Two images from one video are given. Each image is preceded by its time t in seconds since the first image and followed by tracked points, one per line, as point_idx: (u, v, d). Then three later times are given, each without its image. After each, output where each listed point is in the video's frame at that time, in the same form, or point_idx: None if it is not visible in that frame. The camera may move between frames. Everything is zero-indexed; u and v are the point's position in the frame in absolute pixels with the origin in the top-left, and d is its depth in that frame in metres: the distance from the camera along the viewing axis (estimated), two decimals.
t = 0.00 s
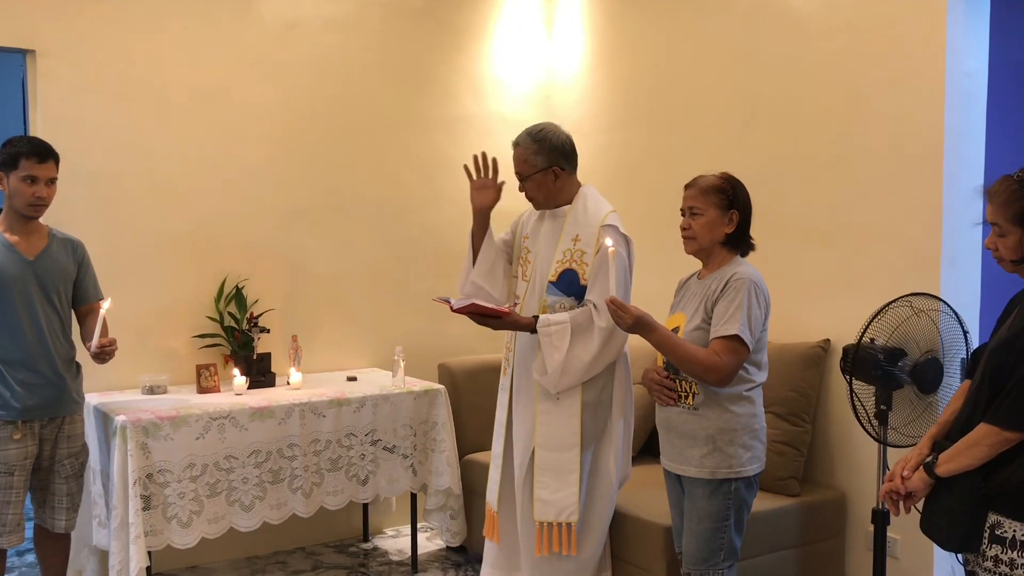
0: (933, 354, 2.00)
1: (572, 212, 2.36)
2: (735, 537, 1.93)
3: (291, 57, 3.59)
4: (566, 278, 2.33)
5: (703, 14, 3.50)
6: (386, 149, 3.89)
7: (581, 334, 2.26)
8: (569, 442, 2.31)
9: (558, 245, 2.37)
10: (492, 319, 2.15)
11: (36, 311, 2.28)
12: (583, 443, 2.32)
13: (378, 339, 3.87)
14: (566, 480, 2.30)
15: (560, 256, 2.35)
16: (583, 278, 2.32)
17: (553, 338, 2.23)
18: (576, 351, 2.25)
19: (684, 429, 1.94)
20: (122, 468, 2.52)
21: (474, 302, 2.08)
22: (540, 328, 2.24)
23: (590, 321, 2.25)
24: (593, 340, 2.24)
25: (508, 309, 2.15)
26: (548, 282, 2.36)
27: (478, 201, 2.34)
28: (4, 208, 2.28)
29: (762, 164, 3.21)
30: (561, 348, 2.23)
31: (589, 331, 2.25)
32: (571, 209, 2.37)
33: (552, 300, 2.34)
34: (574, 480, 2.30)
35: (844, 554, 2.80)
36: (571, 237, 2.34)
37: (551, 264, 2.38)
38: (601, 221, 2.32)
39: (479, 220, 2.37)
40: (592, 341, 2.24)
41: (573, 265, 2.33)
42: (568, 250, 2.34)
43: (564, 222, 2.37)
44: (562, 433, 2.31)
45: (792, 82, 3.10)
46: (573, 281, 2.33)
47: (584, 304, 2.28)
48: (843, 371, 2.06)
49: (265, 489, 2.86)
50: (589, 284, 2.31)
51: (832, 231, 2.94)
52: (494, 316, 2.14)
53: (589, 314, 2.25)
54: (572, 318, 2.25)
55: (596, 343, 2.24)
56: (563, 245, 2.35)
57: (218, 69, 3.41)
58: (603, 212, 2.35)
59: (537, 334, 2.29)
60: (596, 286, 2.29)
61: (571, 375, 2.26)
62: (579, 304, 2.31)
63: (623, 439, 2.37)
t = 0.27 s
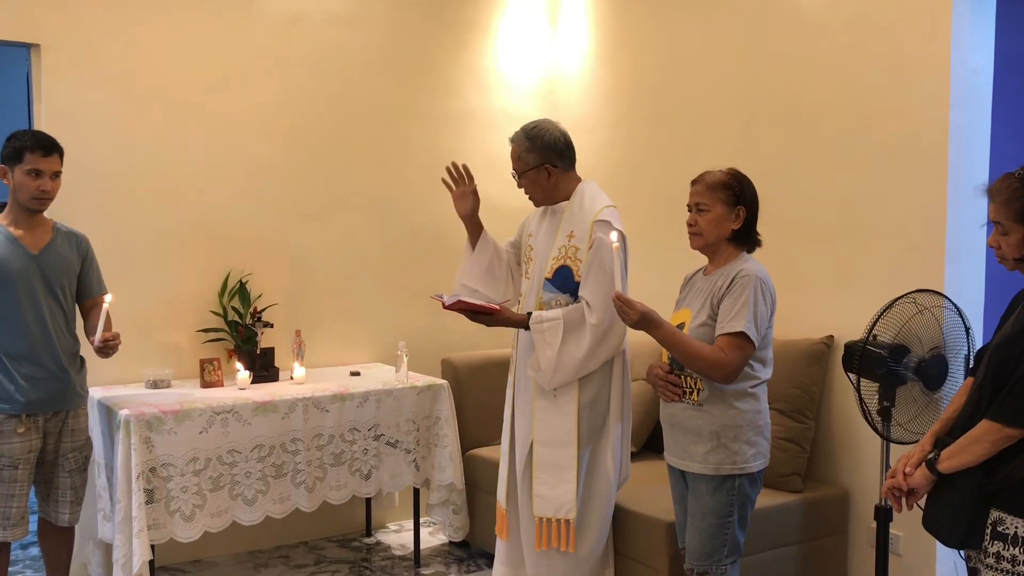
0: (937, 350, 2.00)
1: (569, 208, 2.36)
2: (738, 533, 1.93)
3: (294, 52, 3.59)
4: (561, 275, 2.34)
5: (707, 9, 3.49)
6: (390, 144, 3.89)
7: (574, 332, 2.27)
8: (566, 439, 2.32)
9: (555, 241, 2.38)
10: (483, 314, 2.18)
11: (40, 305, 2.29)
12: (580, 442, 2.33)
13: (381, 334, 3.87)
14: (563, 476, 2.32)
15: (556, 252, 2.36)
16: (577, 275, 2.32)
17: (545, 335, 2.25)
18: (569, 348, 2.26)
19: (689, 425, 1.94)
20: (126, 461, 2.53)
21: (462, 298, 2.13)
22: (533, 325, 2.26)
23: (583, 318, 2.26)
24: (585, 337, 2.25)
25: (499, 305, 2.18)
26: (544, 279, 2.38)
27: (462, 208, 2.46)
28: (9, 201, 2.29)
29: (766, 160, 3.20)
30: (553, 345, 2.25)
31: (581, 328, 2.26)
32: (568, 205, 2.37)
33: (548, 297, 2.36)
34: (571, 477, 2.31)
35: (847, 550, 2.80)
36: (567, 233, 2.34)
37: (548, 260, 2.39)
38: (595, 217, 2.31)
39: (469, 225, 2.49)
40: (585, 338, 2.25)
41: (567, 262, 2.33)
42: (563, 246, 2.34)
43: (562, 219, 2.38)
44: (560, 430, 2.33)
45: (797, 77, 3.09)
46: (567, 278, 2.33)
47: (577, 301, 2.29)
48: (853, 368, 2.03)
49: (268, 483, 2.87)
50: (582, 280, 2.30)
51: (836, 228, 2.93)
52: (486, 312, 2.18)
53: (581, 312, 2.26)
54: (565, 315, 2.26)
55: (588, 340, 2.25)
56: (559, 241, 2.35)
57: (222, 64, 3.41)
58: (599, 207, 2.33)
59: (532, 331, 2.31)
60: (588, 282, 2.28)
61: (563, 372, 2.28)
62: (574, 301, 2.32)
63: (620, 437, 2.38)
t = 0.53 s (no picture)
0: (949, 348, 1.98)
1: (566, 205, 2.37)
2: (750, 532, 1.92)
3: (305, 50, 3.60)
4: (559, 270, 2.35)
5: (718, 6, 3.47)
6: (400, 141, 3.89)
7: (572, 325, 2.27)
8: (570, 434, 2.34)
9: (553, 237, 2.39)
10: (482, 310, 2.13)
11: (53, 302, 2.30)
12: (585, 439, 2.35)
13: (391, 332, 3.87)
14: (569, 471, 2.33)
15: (554, 248, 2.37)
16: (576, 268, 2.31)
17: (545, 328, 2.25)
18: (568, 341, 2.26)
19: (702, 424, 1.94)
20: (138, 458, 2.54)
21: (461, 292, 2.08)
22: (532, 320, 2.27)
23: (582, 311, 2.26)
24: (584, 329, 2.25)
25: (497, 300, 2.14)
26: (543, 275, 2.39)
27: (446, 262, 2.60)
28: (22, 198, 2.30)
29: (777, 157, 3.18)
30: (552, 338, 2.25)
31: (579, 321, 2.26)
32: (565, 201, 2.37)
33: (547, 292, 2.37)
34: (576, 471, 2.33)
35: (858, 549, 2.78)
36: (564, 229, 2.35)
37: (547, 257, 2.40)
38: (592, 210, 2.30)
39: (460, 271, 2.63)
40: (583, 330, 2.25)
41: (565, 257, 2.34)
42: (561, 242, 2.35)
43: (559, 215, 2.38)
44: (564, 426, 2.34)
45: (808, 74, 3.07)
46: (566, 272, 2.34)
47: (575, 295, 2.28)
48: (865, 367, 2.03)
49: (278, 480, 2.87)
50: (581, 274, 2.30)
51: (848, 225, 2.91)
52: (483, 306, 2.12)
53: (579, 305, 2.26)
54: (563, 308, 2.26)
55: (586, 333, 2.24)
56: (557, 237, 2.36)
57: (233, 62, 3.42)
58: (595, 200, 2.33)
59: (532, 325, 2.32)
60: (586, 275, 2.27)
61: (563, 364, 2.28)
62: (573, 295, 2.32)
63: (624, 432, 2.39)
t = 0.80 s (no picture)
0: (964, 348, 1.96)
1: (557, 201, 2.38)
2: (761, 531, 1.90)
3: (315, 49, 3.60)
4: (555, 264, 2.35)
5: (729, 2, 3.45)
6: (411, 140, 3.88)
7: (571, 316, 2.27)
8: (571, 425, 2.35)
9: (547, 233, 2.39)
10: (482, 304, 2.21)
11: (65, 302, 2.31)
12: (586, 430, 2.36)
13: (403, 331, 3.87)
14: (571, 463, 2.34)
15: (549, 243, 2.37)
16: (572, 261, 2.32)
17: (544, 319, 2.25)
18: (567, 332, 2.27)
19: (716, 422, 1.93)
20: (150, 456, 2.55)
21: (461, 287, 2.18)
22: (530, 312, 2.26)
23: (579, 302, 2.27)
24: (583, 319, 2.25)
25: (497, 294, 2.21)
26: (540, 270, 2.39)
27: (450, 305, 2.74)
28: (34, 199, 2.31)
29: (790, 154, 3.16)
30: (552, 329, 2.24)
31: (578, 311, 2.27)
32: (557, 197, 2.39)
33: (545, 286, 2.36)
34: (579, 463, 2.34)
35: (873, 549, 2.76)
36: (557, 223, 2.35)
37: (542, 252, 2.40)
38: (584, 203, 2.34)
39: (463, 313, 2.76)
40: (582, 320, 2.25)
41: (561, 250, 2.34)
42: (556, 236, 2.35)
43: (551, 210, 2.39)
44: (564, 418, 2.35)
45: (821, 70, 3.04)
46: (562, 265, 2.34)
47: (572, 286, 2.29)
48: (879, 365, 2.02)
49: (290, 479, 2.88)
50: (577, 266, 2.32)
51: (861, 223, 2.88)
52: (484, 300, 2.20)
53: (577, 295, 2.27)
54: (561, 300, 2.27)
55: (585, 322, 2.25)
56: (551, 232, 2.36)
57: (244, 62, 3.43)
58: (586, 194, 2.35)
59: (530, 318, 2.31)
60: (583, 266, 2.29)
61: (564, 355, 2.28)
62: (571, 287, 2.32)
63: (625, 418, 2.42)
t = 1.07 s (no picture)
0: (980, 346, 1.93)
1: (547, 200, 2.45)
2: (770, 531, 1.90)
3: (324, 50, 3.60)
4: (549, 260, 2.42)
5: None
6: (420, 140, 3.88)
7: (567, 308, 2.34)
8: (574, 417, 2.42)
9: (538, 231, 2.46)
10: (480, 297, 2.20)
11: (75, 303, 2.32)
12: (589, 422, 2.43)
13: (413, 331, 3.87)
14: (578, 455, 2.41)
15: (542, 240, 2.44)
16: (566, 256, 2.39)
17: (541, 312, 2.31)
18: (563, 323, 2.34)
19: (731, 422, 1.91)
20: (163, 457, 2.55)
21: (461, 277, 2.14)
22: (528, 305, 2.31)
23: (574, 294, 2.34)
24: (578, 311, 2.33)
25: (495, 286, 2.22)
26: (534, 267, 2.45)
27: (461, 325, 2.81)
28: (44, 201, 2.32)
29: (802, 151, 3.13)
30: (549, 321, 2.31)
31: (574, 303, 2.34)
32: (545, 196, 2.46)
33: (540, 283, 2.43)
34: (585, 454, 2.41)
35: (888, 549, 2.73)
36: (549, 221, 2.43)
37: (535, 250, 2.47)
38: (574, 200, 2.41)
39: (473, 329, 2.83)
40: (578, 311, 2.33)
41: (555, 247, 2.41)
42: (548, 234, 2.42)
43: (541, 210, 2.47)
44: (567, 410, 2.42)
45: (833, 66, 3.01)
46: (556, 262, 2.41)
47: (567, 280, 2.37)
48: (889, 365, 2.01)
49: (302, 479, 2.88)
50: (571, 261, 2.39)
51: (874, 219, 2.85)
52: (483, 293, 2.20)
53: (573, 288, 2.33)
54: (558, 293, 2.33)
55: (582, 314, 2.32)
56: (543, 229, 2.43)
57: (253, 63, 3.43)
58: (574, 192, 2.43)
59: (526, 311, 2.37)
60: (577, 260, 2.37)
61: (561, 346, 2.35)
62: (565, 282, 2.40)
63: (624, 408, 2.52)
